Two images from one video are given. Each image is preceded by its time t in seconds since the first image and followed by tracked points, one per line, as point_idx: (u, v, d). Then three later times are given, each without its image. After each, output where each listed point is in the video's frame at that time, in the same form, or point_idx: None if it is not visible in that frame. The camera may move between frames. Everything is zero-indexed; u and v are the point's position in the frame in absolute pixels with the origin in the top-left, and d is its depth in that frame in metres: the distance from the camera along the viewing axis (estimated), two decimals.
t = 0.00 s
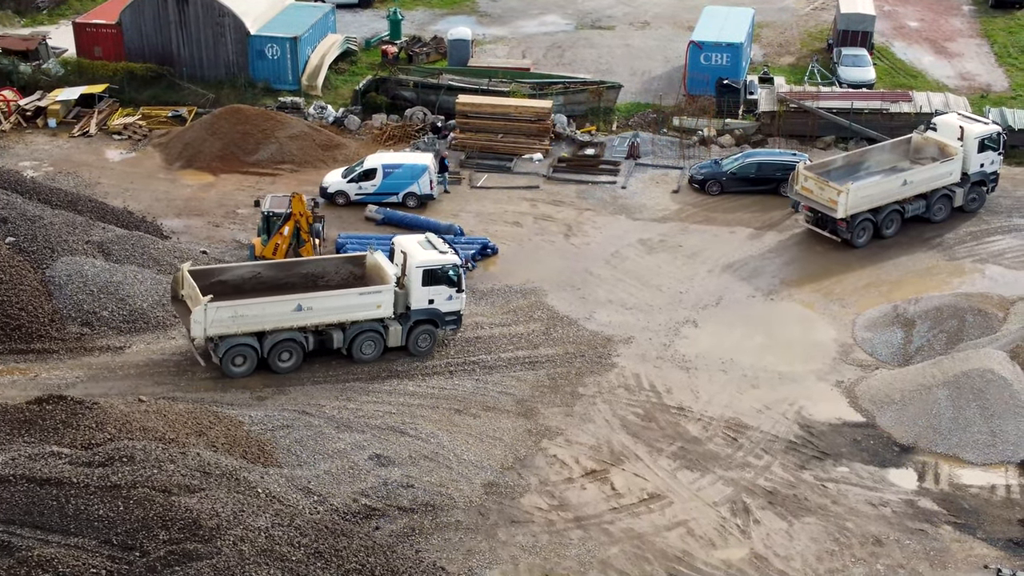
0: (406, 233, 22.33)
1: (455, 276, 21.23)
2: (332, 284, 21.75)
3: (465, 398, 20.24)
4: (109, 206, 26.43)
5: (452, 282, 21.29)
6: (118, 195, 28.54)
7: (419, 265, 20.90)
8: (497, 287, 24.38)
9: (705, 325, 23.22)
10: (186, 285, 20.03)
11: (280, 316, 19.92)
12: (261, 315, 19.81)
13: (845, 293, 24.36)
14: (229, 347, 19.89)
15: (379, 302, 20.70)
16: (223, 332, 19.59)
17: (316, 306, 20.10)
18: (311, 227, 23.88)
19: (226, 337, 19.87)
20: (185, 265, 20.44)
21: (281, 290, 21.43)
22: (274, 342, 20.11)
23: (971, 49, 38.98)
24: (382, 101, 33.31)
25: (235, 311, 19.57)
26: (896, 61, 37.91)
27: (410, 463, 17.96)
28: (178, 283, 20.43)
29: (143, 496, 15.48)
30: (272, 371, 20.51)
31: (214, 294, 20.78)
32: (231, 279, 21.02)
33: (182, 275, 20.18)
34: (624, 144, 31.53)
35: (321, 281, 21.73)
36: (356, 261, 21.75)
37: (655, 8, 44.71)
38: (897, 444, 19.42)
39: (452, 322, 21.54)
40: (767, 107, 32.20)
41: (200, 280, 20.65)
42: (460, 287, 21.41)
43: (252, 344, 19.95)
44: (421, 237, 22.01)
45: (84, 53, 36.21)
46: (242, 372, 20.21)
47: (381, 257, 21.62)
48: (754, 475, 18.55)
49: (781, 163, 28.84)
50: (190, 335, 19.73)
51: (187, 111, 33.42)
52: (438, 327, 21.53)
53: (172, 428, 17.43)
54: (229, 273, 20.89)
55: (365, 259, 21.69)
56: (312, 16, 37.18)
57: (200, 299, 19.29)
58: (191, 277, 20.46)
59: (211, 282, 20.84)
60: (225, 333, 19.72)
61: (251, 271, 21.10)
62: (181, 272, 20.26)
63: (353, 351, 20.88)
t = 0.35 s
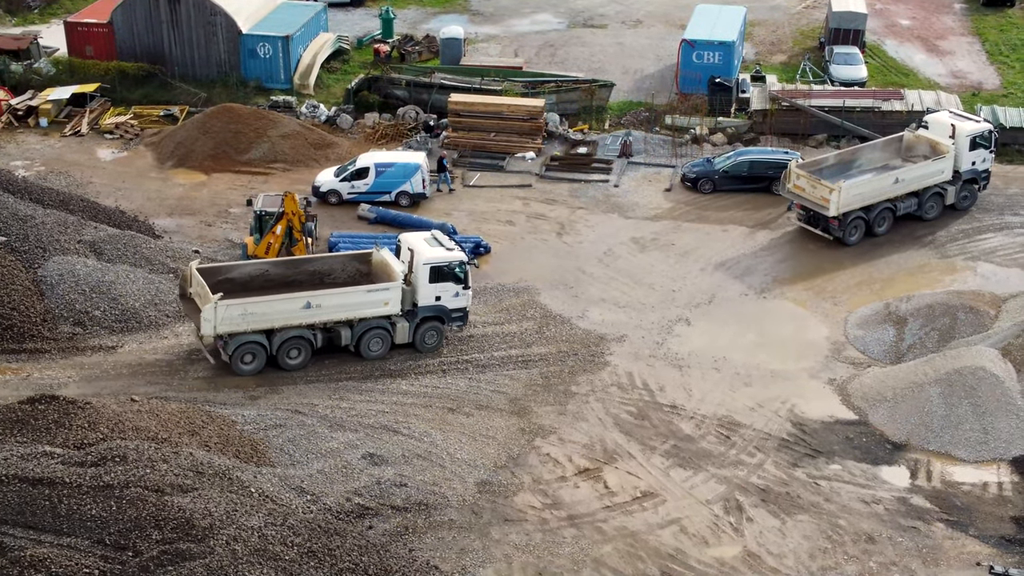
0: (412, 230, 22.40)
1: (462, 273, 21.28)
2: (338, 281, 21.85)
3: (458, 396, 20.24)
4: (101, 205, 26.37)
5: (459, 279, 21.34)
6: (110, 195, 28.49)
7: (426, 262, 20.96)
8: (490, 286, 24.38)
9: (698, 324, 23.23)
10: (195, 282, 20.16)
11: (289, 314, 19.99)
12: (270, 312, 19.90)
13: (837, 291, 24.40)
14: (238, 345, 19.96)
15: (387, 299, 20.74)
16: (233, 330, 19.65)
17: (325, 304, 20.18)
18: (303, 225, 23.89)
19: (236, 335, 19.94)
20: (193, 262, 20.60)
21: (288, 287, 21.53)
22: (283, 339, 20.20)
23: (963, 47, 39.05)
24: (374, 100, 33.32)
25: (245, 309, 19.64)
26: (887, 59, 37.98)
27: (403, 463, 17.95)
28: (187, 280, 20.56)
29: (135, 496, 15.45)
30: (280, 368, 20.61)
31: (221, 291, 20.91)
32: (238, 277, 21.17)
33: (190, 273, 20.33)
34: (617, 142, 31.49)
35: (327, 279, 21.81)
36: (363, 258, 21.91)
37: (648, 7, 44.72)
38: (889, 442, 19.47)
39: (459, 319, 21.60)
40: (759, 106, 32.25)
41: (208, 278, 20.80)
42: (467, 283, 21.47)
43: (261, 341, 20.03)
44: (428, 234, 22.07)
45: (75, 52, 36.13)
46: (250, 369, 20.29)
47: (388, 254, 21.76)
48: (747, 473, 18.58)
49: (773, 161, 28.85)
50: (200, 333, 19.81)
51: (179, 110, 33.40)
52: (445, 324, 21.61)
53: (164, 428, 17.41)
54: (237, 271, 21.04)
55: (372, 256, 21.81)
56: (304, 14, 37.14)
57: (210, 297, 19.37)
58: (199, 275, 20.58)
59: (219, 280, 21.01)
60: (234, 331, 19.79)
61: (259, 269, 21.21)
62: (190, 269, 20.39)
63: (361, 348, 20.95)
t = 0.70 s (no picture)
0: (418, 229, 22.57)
1: (468, 270, 21.47)
2: (344, 279, 21.91)
3: (451, 395, 20.23)
4: (93, 205, 26.31)
5: (465, 277, 21.52)
6: (102, 194, 28.44)
7: (433, 260, 21.15)
8: (483, 285, 24.38)
9: (690, 322, 23.25)
10: (202, 281, 20.25)
11: (297, 312, 20.11)
12: (279, 310, 20.00)
13: (829, 289, 24.43)
14: (247, 343, 20.06)
15: (394, 297, 20.89)
16: (242, 328, 19.76)
17: (332, 302, 20.32)
18: (295, 225, 23.86)
19: (244, 333, 20.04)
20: (200, 261, 20.70)
21: (296, 285, 21.65)
22: (291, 337, 20.32)
23: (954, 45, 39.13)
24: (366, 99, 33.30)
25: (254, 307, 19.75)
26: (879, 57, 38.03)
27: (396, 462, 17.94)
28: (194, 279, 20.64)
29: (128, 496, 15.42)
30: (289, 365, 20.71)
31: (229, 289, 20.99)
32: (245, 275, 21.25)
33: (198, 271, 20.42)
34: (609, 141, 31.55)
35: (333, 277, 21.88)
36: (368, 256, 22.05)
37: (640, 5, 44.72)
38: (882, 439, 19.50)
39: (465, 316, 21.77)
40: (751, 104, 32.31)
41: (216, 276, 20.94)
42: (473, 281, 21.66)
43: (270, 339, 20.13)
44: (433, 233, 22.25)
45: (66, 52, 36.04)
46: (259, 368, 20.36)
47: (394, 253, 21.95)
48: (740, 471, 18.59)
49: (765, 160, 28.87)
50: (209, 331, 19.90)
51: (170, 109, 33.34)
52: (451, 321, 21.78)
53: (157, 427, 17.38)
54: (244, 269, 21.13)
55: (378, 254, 22.01)
56: (296, 13, 37.11)
57: (219, 295, 19.47)
58: (207, 273, 20.70)
59: (226, 279, 21.11)
60: (243, 329, 19.89)
61: (266, 267, 21.29)
62: (198, 267, 20.49)
63: (368, 345, 21.04)
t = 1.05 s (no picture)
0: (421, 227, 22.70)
1: (473, 266, 21.65)
2: (350, 277, 21.99)
3: (444, 395, 20.23)
4: (85, 205, 26.25)
5: (470, 273, 21.69)
6: (94, 194, 28.38)
7: (438, 256, 21.30)
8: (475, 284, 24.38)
9: (683, 321, 23.27)
10: (209, 280, 20.30)
11: (305, 309, 20.21)
12: (287, 308, 20.09)
13: (822, 288, 24.46)
14: (256, 341, 20.14)
15: (401, 294, 21.00)
16: (250, 326, 19.84)
17: (340, 298, 20.45)
18: (288, 224, 23.83)
19: (253, 331, 20.11)
20: (207, 261, 20.73)
21: (301, 283, 21.74)
22: (299, 334, 20.40)
23: (946, 44, 39.19)
24: (358, 98, 33.29)
25: (262, 305, 19.83)
26: (871, 55, 38.08)
27: (388, 462, 17.92)
28: (201, 278, 20.71)
29: (120, 496, 15.38)
30: (297, 362, 20.81)
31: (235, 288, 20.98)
32: (252, 273, 21.23)
33: (205, 271, 20.50)
34: (601, 140, 31.57)
35: (339, 274, 21.93)
36: (372, 254, 22.08)
37: (632, 4, 44.74)
38: (874, 438, 19.53)
39: (471, 312, 21.92)
40: (743, 103, 32.35)
41: (223, 274, 20.95)
42: (477, 277, 21.82)
43: (278, 337, 20.22)
44: (437, 230, 22.40)
45: (58, 51, 35.97)
46: (267, 365, 20.46)
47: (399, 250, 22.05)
48: (732, 470, 18.61)
49: (757, 159, 28.88)
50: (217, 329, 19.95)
51: (162, 109, 33.26)
52: (456, 318, 21.91)
53: (149, 428, 17.35)
54: (250, 268, 21.14)
55: (383, 251, 22.04)
56: (288, 12, 37.05)
57: (227, 293, 19.53)
58: (213, 272, 20.76)
59: (233, 277, 21.12)
60: (252, 327, 19.96)
61: (272, 265, 21.34)
62: (204, 267, 20.58)
63: (375, 341, 21.17)
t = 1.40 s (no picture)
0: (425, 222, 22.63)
1: (478, 263, 21.66)
2: (356, 275, 22.14)
3: (437, 394, 20.23)
4: (77, 205, 26.20)
5: (475, 270, 21.72)
6: (85, 194, 28.33)
7: (444, 254, 21.29)
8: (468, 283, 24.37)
9: (676, 320, 23.29)
10: (216, 278, 20.40)
11: (312, 307, 20.30)
12: (294, 306, 20.19)
13: (814, 286, 24.48)
14: (263, 338, 20.27)
15: (406, 291, 21.09)
16: (258, 324, 19.95)
17: (346, 296, 20.53)
18: (280, 224, 23.80)
19: (261, 329, 20.24)
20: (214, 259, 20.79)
21: (307, 282, 21.86)
22: (306, 332, 20.50)
23: (937, 42, 39.25)
24: (351, 97, 33.26)
25: (270, 303, 19.94)
26: (863, 54, 38.12)
27: (382, 461, 17.91)
28: (208, 276, 20.77)
29: (113, 497, 15.35)
30: (304, 360, 20.91)
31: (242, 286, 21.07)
32: (259, 272, 21.36)
33: (212, 269, 20.61)
34: (594, 139, 31.58)
35: (344, 272, 22.07)
36: (376, 252, 22.18)
37: (624, 3, 44.75)
38: (867, 436, 19.56)
39: (475, 309, 21.99)
40: (736, 102, 32.40)
41: (229, 273, 21.02)
42: (482, 274, 21.86)
43: (285, 334, 20.34)
44: (441, 226, 22.35)
45: (49, 51, 35.90)
46: (276, 363, 20.57)
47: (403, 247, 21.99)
48: (725, 469, 18.63)
49: (750, 158, 28.90)
50: (225, 327, 20.06)
51: (154, 108, 33.21)
52: (461, 314, 22.00)
53: (141, 428, 17.33)
54: (257, 266, 21.22)
55: (388, 249, 22.10)
56: (280, 11, 36.98)
57: (236, 291, 19.63)
58: (220, 270, 20.80)
59: (240, 275, 21.17)
60: (260, 325, 20.08)
61: (278, 264, 21.49)
62: (211, 265, 20.68)
63: (382, 338, 21.29)
